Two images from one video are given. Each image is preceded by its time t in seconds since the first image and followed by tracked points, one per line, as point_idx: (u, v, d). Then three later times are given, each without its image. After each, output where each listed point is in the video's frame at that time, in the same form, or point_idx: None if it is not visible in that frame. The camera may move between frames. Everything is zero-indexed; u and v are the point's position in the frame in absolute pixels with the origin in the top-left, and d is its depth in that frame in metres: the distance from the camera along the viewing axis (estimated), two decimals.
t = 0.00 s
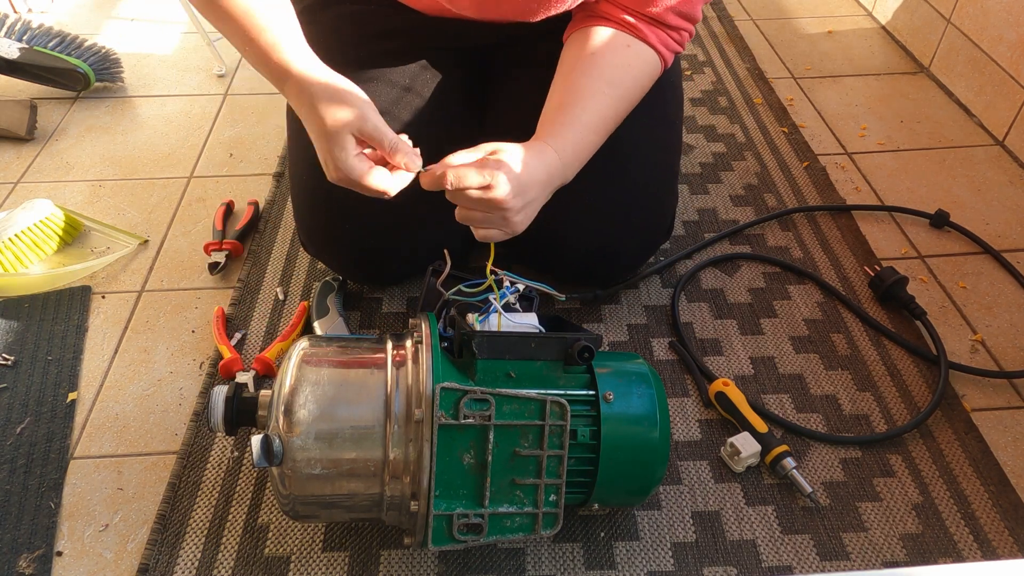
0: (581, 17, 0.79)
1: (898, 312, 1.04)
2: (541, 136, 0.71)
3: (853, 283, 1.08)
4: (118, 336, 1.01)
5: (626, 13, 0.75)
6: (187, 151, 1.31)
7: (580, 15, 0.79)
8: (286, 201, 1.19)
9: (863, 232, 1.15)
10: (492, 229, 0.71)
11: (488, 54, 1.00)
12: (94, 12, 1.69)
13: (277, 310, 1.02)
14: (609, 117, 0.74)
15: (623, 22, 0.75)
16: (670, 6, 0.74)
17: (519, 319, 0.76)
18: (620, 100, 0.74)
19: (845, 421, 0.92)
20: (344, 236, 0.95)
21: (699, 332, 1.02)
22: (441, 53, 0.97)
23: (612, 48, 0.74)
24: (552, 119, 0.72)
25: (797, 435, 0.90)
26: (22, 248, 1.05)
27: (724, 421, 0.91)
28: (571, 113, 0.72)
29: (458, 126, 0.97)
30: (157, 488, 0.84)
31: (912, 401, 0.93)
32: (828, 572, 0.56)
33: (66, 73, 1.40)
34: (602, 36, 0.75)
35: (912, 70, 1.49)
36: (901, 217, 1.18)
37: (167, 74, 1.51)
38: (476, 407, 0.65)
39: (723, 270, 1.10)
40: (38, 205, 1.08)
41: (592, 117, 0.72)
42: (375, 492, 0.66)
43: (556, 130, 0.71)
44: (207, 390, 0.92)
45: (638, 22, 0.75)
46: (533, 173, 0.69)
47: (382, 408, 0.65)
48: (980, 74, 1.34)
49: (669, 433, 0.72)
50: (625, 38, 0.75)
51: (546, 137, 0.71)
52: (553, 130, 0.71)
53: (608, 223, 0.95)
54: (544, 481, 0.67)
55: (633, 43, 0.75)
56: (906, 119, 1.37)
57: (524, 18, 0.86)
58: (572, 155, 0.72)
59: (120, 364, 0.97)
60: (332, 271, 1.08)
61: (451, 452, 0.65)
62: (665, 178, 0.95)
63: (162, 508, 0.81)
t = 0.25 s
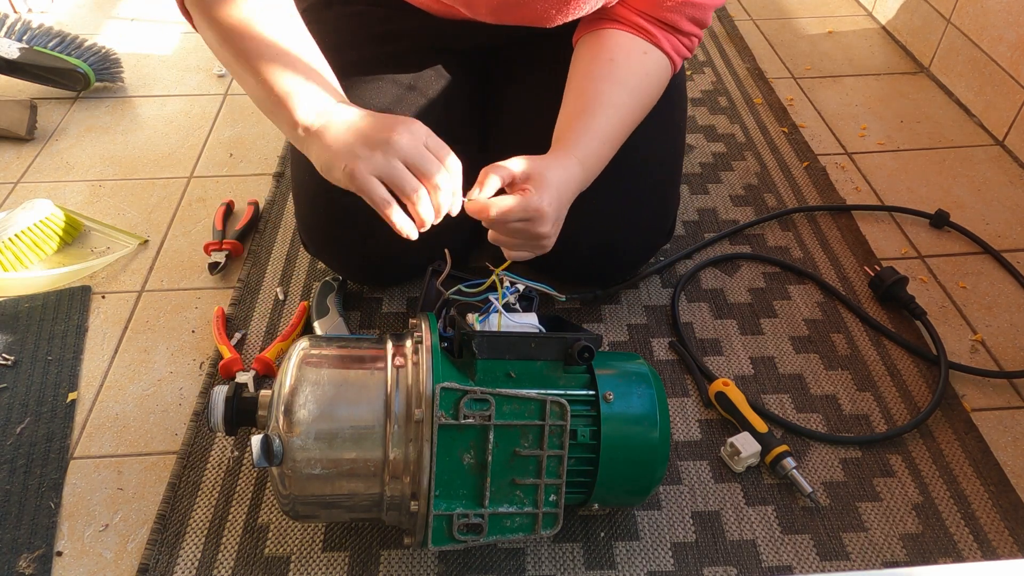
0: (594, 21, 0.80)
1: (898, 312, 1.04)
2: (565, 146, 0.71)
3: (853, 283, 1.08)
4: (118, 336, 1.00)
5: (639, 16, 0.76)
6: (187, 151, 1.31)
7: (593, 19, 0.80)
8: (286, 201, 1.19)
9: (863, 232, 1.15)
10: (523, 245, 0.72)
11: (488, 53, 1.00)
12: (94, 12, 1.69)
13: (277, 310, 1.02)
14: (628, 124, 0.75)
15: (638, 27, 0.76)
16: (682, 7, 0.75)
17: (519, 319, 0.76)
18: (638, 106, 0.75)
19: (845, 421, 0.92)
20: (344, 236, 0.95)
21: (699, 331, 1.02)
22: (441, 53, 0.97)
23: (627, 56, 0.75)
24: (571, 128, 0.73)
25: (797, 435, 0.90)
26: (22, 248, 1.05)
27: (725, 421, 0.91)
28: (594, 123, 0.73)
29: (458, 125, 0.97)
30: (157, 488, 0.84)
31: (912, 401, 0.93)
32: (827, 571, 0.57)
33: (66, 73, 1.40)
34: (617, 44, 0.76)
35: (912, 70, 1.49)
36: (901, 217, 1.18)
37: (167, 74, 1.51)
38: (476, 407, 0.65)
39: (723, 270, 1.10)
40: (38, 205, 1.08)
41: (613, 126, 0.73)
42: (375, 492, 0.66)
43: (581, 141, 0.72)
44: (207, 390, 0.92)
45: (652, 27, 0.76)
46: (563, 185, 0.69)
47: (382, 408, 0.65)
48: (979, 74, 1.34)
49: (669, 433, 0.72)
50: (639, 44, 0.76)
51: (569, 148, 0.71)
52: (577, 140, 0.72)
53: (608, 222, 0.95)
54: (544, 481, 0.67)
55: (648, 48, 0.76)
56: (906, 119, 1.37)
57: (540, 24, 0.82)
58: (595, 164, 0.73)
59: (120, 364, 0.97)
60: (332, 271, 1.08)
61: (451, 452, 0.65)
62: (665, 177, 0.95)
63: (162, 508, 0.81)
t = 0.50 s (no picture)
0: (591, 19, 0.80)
1: (898, 312, 1.04)
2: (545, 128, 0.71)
3: (853, 283, 1.08)
4: (118, 336, 1.00)
5: (635, 15, 0.76)
6: (187, 151, 1.31)
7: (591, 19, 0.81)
8: (286, 200, 1.20)
9: (863, 232, 1.15)
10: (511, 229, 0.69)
11: (488, 54, 0.99)
12: (94, 12, 1.69)
13: (277, 310, 1.02)
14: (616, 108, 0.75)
15: (633, 25, 0.76)
16: (681, 7, 0.75)
17: (520, 319, 0.76)
18: (617, 106, 0.75)
19: (845, 421, 0.92)
20: (344, 236, 0.95)
21: (699, 331, 1.02)
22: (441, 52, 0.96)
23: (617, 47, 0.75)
24: (548, 114, 0.72)
25: (797, 435, 0.90)
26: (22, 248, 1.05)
27: (725, 421, 0.91)
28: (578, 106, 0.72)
29: (459, 125, 0.97)
30: (157, 488, 0.84)
31: (912, 401, 0.93)
32: (827, 571, 0.56)
33: (66, 73, 1.40)
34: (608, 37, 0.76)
35: (912, 70, 1.49)
36: (901, 217, 1.18)
37: (167, 74, 1.51)
38: (476, 407, 0.65)
39: (723, 270, 1.10)
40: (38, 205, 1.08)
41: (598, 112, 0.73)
42: (375, 492, 0.66)
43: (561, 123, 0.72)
44: (207, 390, 0.92)
45: (649, 25, 0.76)
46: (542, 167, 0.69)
47: (382, 408, 0.65)
48: (980, 74, 1.34)
49: (669, 433, 0.72)
50: (632, 41, 0.76)
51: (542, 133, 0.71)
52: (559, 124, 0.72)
53: (608, 222, 0.95)
54: (544, 481, 0.67)
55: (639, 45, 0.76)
56: (906, 119, 1.37)
57: (539, 23, 0.84)
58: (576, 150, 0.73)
59: (120, 364, 0.97)
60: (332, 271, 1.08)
61: (451, 452, 0.65)
62: (665, 177, 0.95)
63: (162, 508, 0.81)
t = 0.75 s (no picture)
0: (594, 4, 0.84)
1: (898, 312, 1.04)
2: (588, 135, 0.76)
3: (853, 283, 1.08)
4: (118, 336, 1.01)
5: None
6: (187, 151, 1.31)
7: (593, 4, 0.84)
8: (286, 201, 1.20)
9: (863, 233, 1.15)
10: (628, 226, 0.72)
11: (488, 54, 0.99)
12: (94, 12, 1.69)
13: (277, 310, 1.02)
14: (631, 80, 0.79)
15: None
16: None
17: (520, 319, 0.76)
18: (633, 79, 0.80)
19: (845, 421, 0.92)
20: (344, 236, 0.95)
21: (699, 331, 1.02)
22: (440, 51, 0.96)
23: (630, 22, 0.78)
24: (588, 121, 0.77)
25: (797, 435, 0.90)
26: (22, 248, 1.05)
27: (724, 421, 0.91)
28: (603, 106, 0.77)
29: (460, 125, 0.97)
30: (157, 488, 0.84)
31: (912, 401, 0.93)
32: (827, 571, 0.56)
33: (66, 73, 1.40)
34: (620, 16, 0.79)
35: (912, 70, 1.49)
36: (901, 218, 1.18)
37: (167, 74, 1.51)
38: (476, 407, 0.65)
39: (723, 270, 1.10)
40: (38, 205, 1.08)
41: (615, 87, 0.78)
42: (375, 492, 0.66)
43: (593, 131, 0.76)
44: (207, 390, 0.92)
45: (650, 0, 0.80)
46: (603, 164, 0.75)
47: (382, 408, 0.65)
48: (980, 74, 1.34)
49: (669, 433, 0.72)
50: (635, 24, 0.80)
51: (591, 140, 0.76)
52: (598, 124, 0.76)
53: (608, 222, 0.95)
54: (544, 481, 0.67)
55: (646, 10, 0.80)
56: (906, 119, 1.37)
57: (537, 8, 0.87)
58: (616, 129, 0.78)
59: (120, 364, 0.97)
60: (332, 271, 1.08)
61: (451, 452, 0.65)
62: (665, 177, 0.95)
63: (162, 508, 0.81)
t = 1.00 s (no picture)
0: None
1: (898, 312, 1.04)
2: (618, 97, 0.72)
3: (853, 283, 1.08)
4: (118, 336, 1.01)
5: None
6: (187, 151, 1.31)
7: None
8: (286, 201, 1.20)
9: (863, 233, 1.15)
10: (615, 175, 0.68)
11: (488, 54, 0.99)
12: (94, 12, 1.69)
13: (276, 310, 1.02)
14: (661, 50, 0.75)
15: None
16: None
17: (521, 321, 0.75)
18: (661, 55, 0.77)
19: (845, 421, 0.92)
20: (344, 236, 0.95)
21: (699, 331, 1.02)
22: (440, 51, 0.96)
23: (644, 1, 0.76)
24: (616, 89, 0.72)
25: (797, 435, 0.90)
26: (22, 248, 1.05)
27: (725, 421, 0.91)
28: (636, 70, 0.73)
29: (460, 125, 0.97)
30: (157, 488, 0.84)
31: (912, 401, 0.93)
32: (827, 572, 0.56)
33: (66, 73, 1.40)
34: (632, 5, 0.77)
35: (912, 70, 1.49)
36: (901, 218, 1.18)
37: (167, 74, 1.51)
38: (476, 407, 0.65)
39: (723, 270, 1.10)
40: (38, 205, 1.09)
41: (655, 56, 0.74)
42: (375, 492, 0.66)
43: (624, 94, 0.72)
44: (207, 390, 0.92)
45: None
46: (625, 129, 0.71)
47: (382, 408, 0.65)
48: (980, 74, 1.34)
49: (669, 433, 0.72)
50: None
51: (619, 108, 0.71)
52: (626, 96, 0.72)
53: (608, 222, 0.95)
54: (544, 481, 0.67)
55: None
56: (906, 119, 1.37)
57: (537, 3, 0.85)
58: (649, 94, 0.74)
59: (120, 364, 0.97)
60: (332, 271, 1.08)
61: (451, 452, 0.65)
62: (665, 177, 0.95)
63: (162, 508, 0.81)
